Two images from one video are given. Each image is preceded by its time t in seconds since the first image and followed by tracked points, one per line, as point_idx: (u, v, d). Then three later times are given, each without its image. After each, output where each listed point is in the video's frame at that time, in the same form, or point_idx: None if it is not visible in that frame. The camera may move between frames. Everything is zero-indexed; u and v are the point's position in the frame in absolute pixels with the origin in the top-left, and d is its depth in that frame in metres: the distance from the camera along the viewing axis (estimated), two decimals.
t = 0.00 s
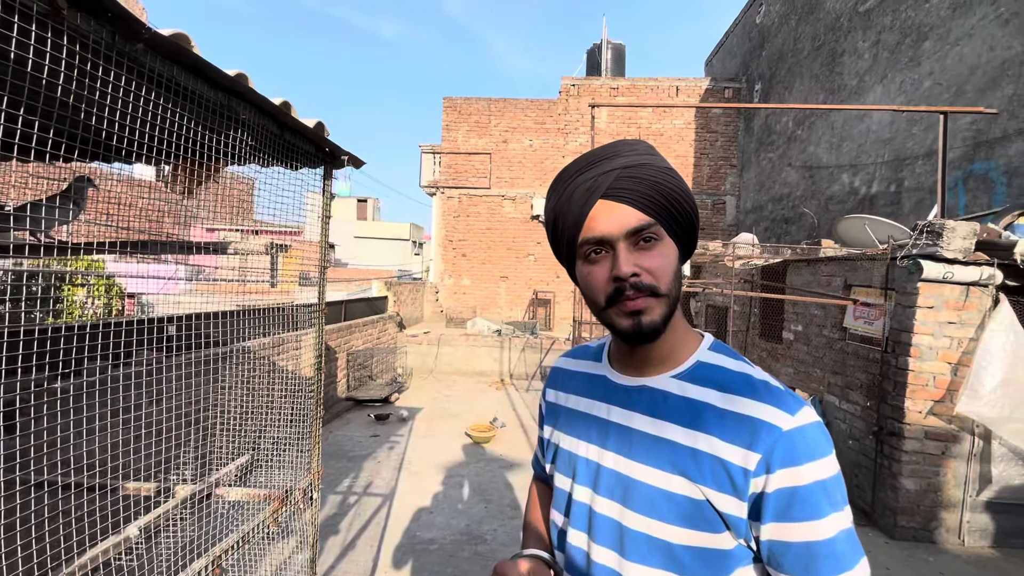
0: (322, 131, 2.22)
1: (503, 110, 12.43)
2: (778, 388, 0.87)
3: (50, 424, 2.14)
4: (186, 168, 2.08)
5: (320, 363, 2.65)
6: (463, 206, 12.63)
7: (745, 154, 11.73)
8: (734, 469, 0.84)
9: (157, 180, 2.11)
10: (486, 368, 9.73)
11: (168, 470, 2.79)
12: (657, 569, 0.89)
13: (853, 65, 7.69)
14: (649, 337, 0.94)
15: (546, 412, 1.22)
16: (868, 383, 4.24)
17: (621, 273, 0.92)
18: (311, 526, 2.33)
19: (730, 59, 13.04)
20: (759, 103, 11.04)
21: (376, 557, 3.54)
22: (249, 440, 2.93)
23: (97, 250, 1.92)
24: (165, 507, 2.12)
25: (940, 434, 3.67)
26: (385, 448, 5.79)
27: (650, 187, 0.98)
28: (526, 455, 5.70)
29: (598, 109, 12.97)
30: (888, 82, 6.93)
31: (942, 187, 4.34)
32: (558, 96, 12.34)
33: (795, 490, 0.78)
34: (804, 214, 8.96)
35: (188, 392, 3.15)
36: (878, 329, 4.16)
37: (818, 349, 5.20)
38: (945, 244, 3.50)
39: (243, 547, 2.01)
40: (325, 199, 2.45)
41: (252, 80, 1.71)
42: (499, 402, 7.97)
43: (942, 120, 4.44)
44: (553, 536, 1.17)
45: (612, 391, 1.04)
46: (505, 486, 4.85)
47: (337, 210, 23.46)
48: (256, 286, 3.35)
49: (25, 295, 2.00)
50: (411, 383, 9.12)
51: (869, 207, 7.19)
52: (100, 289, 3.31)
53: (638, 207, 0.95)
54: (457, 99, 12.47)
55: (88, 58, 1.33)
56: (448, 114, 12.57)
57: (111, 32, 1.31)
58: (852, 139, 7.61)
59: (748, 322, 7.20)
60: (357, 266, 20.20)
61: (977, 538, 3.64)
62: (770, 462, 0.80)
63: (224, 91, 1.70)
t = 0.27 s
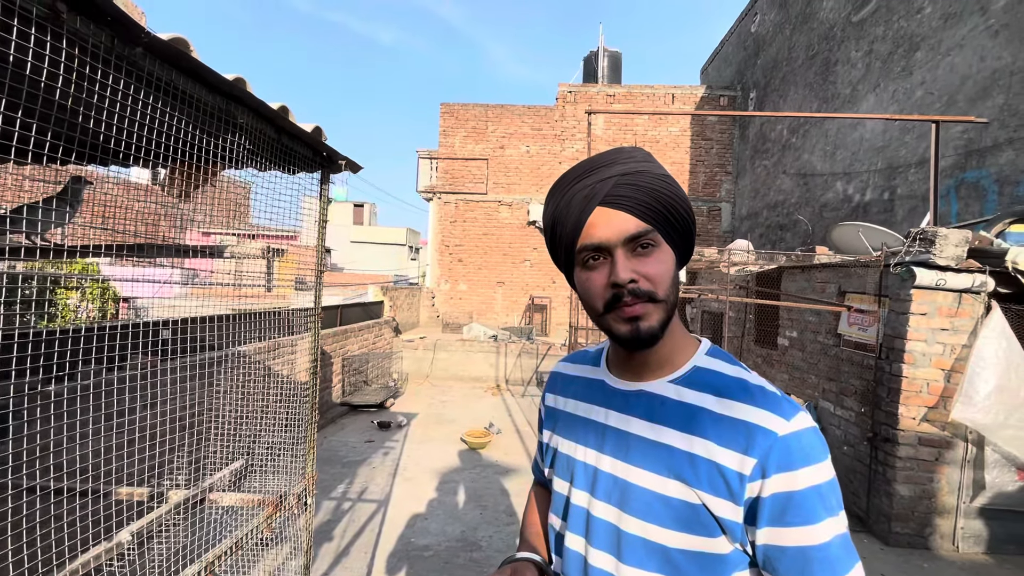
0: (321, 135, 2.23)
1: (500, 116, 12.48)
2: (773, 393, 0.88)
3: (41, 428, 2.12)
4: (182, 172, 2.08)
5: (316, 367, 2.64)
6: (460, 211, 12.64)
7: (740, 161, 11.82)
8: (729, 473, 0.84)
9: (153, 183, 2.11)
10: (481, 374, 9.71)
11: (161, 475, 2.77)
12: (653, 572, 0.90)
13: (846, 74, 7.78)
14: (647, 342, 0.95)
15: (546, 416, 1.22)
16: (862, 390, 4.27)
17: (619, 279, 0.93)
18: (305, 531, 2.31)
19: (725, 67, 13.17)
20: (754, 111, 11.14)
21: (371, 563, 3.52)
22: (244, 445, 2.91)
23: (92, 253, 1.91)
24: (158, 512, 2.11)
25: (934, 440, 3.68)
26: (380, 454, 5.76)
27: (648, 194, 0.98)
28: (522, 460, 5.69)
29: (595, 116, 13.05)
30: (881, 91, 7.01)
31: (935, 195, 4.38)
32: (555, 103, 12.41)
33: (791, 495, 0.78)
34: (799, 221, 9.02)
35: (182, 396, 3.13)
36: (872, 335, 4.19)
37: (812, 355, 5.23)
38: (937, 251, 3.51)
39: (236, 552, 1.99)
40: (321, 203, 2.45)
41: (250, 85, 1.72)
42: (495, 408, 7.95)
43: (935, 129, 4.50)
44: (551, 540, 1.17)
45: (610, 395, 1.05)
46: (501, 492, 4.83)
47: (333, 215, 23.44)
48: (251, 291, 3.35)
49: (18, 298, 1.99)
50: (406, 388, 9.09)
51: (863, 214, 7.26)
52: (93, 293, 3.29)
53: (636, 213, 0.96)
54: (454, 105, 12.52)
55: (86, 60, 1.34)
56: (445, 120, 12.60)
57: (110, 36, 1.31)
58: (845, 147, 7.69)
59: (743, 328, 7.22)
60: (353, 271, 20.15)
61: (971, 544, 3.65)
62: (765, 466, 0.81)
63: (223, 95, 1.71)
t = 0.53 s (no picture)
0: (318, 139, 2.24)
1: (497, 121, 12.52)
2: (766, 396, 0.89)
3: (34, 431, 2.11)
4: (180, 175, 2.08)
5: (312, 371, 2.63)
6: (457, 215, 12.66)
7: (736, 167, 11.90)
8: (723, 476, 0.85)
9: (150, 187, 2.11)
10: (477, 378, 9.70)
11: (155, 479, 2.75)
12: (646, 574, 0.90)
13: (841, 81, 7.86)
14: (641, 345, 0.96)
15: (543, 419, 1.23)
16: (856, 395, 4.29)
17: (613, 283, 0.94)
18: (300, 536, 2.31)
19: (721, 74, 13.27)
20: (750, 117, 11.23)
21: (366, 568, 3.50)
22: (239, 449, 2.90)
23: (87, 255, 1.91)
24: (152, 516, 2.09)
25: (928, 445, 3.70)
26: (376, 458, 5.74)
27: (643, 200, 0.99)
28: (518, 465, 5.68)
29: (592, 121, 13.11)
30: (875, 98, 7.08)
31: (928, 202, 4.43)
32: (552, 108, 12.46)
33: (784, 498, 0.79)
34: (794, 227, 9.08)
35: (177, 400, 3.12)
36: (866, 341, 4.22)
37: (808, 360, 5.25)
38: (931, 257, 3.55)
39: (231, 557, 1.99)
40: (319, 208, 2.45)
41: (249, 89, 1.73)
42: (491, 412, 7.94)
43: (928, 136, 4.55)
44: (547, 543, 1.18)
45: (606, 399, 1.06)
46: (497, 497, 4.81)
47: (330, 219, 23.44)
48: (247, 294, 3.34)
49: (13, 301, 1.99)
50: (402, 392, 9.06)
51: (857, 220, 7.31)
52: (88, 296, 3.28)
53: (632, 220, 0.97)
54: (451, 109, 12.55)
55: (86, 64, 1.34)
56: (443, 124, 12.64)
57: (110, 40, 1.32)
58: (840, 154, 7.76)
59: (738, 333, 7.25)
60: (349, 274, 20.12)
61: (965, 549, 3.67)
62: (758, 468, 0.81)
63: (221, 99, 1.71)
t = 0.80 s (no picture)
0: (315, 141, 2.23)
1: (494, 123, 12.54)
2: (761, 396, 0.89)
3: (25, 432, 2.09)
4: (175, 176, 2.07)
5: (306, 373, 2.62)
6: (454, 217, 12.65)
7: (732, 171, 11.95)
8: (718, 475, 0.85)
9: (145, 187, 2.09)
10: (473, 380, 9.68)
11: (148, 481, 2.73)
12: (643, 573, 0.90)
13: (836, 87, 7.91)
14: (633, 348, 0.96)
15: (539, 420, 1.23)
16: (851, 399, 4.31)
17: (604, 288, 0.94)
18: (293, 539, 2.30)
19: (717, 79, 13.34)
20: (745, 122, 11.29)
21: (360, 571, 3.48)
22: (233, 451, 2.88)
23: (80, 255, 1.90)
24: (144, 518, 2.07)
25: (922, 449, 3.72)
26: (370, 460, 5.71)
27: (635, 204, 0.99)
28: (513, 468, 5.66)
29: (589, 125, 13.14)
30: (869, 104, 7.14)
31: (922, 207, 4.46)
32: (549, 111, 12.49)
33: (779, 497, 0.79)
34: (789, 231, 9.13)
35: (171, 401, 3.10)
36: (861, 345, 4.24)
37: (802, 364, 5.27)
38: (924, 262, 3.58)
39: (223, 560, 1.97)
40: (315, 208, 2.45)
41: (246, 90, 1.72)
42: (487, 415, 7.92)
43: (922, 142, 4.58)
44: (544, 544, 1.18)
45: (602, 399, 1.06)
46: (492, 500, 4.80)
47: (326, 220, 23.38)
48: (242, 295, 3.32)
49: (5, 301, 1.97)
50: (397, 395, 9.03)
51: (852, 225, 7.36)
52: (80, 296, 3.26)
53: (623, 223, 0.96)
54: (449, 111, 12.56)
55: (83, 64, 1.34)
56: (440, 127, 12.64)
57: (106, 39, 1.31)
58: (835, 159, 7.81)
59: (734, 337, 7.27)
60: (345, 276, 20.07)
61: (958, 552, 3.69)
62: (753, 467, 0.81)
63: (218, 99, 1.71)
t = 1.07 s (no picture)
0: (312, 141, 2.23)
1: (491, 125, 12.55)
2: (759, 396, 0.89)
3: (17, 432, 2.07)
4: (171, 175, 2.06)
5: (302, 373, 2.61)
6: (450, 218, 12.65)
7: (728, 174, 12.02)
8: (713, 473, 0.85)
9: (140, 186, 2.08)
10: (469, 381, 9.67)
11: (141, 482, 2.72)
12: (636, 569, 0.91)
13: (830, 91, 7.97)
14: (619, 355, 0.98)
15: (539, 417, 1.25)
16: (845, 401, 4.33)
17: (587, 301, 0.95)
18: (287, 541, 2.29)
19: (713, 82, 13.41)
20: (741, 125, 11.35)
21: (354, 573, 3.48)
22: (227, 451, 2.87)
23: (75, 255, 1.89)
24: (137, 519, 2.06)
25: (914, 452, 3.74)
26: (365, 461, 5.69)
27: (619, 214, 0.97)
28: (508, 469, 5.67)
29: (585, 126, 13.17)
30: (863, 109, 7.19)
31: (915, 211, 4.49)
32: (546, 113, 12.51)
33: (774, 496, 0.79)
34: (784, 234, 9.18)
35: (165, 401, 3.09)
36: (854, 347, 4.27)
37: (797, 366, 5.30)
38: (917, 265, 3.61)
39: (216, 563, 1.97)
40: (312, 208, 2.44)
41: (243, 90, 1.72)
42: (482, 416, 7.91)
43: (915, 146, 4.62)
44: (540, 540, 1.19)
45: (600, 397, 1.07)
46: (488, 502, 4.79)
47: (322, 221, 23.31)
48: (237, 296, 3.31)
49: None
50: (393, 396, 9.01)
51: (846, 228, 7.41)
52: (73, 296, 3.24)
53: (606, 236, 0.95)
54: (445, 112, 12.56)
55: (78, 63, 1.33)
56: (436, 127, 12.63)
57: (102, 37, 1.31)
58: (829, 163, 7.86)
59: (728, 339, 7.31)
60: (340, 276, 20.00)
61: (950, 554, 3.71)
62: (748, 466, 0.82)
63: (214, 99, 1.70)
